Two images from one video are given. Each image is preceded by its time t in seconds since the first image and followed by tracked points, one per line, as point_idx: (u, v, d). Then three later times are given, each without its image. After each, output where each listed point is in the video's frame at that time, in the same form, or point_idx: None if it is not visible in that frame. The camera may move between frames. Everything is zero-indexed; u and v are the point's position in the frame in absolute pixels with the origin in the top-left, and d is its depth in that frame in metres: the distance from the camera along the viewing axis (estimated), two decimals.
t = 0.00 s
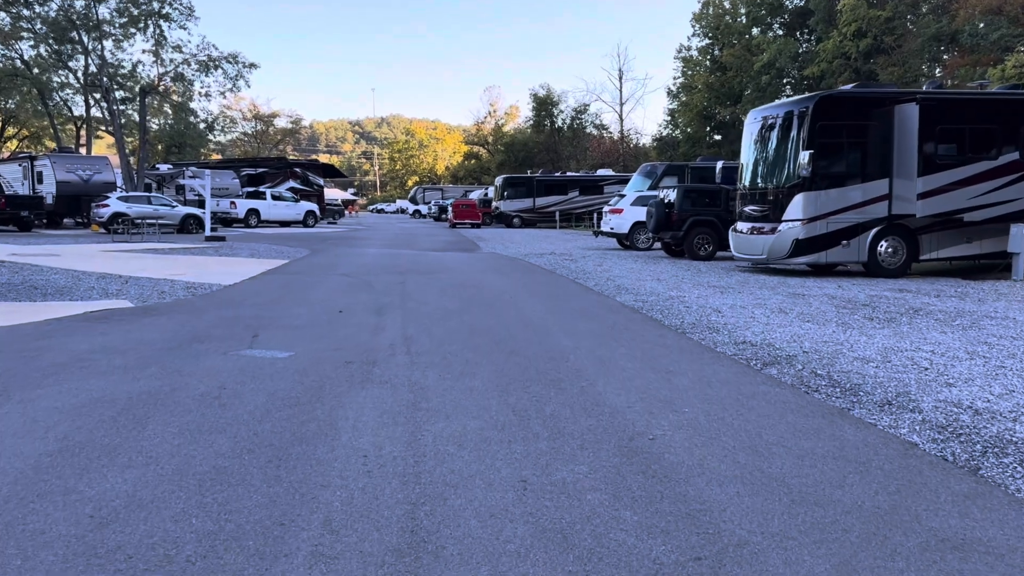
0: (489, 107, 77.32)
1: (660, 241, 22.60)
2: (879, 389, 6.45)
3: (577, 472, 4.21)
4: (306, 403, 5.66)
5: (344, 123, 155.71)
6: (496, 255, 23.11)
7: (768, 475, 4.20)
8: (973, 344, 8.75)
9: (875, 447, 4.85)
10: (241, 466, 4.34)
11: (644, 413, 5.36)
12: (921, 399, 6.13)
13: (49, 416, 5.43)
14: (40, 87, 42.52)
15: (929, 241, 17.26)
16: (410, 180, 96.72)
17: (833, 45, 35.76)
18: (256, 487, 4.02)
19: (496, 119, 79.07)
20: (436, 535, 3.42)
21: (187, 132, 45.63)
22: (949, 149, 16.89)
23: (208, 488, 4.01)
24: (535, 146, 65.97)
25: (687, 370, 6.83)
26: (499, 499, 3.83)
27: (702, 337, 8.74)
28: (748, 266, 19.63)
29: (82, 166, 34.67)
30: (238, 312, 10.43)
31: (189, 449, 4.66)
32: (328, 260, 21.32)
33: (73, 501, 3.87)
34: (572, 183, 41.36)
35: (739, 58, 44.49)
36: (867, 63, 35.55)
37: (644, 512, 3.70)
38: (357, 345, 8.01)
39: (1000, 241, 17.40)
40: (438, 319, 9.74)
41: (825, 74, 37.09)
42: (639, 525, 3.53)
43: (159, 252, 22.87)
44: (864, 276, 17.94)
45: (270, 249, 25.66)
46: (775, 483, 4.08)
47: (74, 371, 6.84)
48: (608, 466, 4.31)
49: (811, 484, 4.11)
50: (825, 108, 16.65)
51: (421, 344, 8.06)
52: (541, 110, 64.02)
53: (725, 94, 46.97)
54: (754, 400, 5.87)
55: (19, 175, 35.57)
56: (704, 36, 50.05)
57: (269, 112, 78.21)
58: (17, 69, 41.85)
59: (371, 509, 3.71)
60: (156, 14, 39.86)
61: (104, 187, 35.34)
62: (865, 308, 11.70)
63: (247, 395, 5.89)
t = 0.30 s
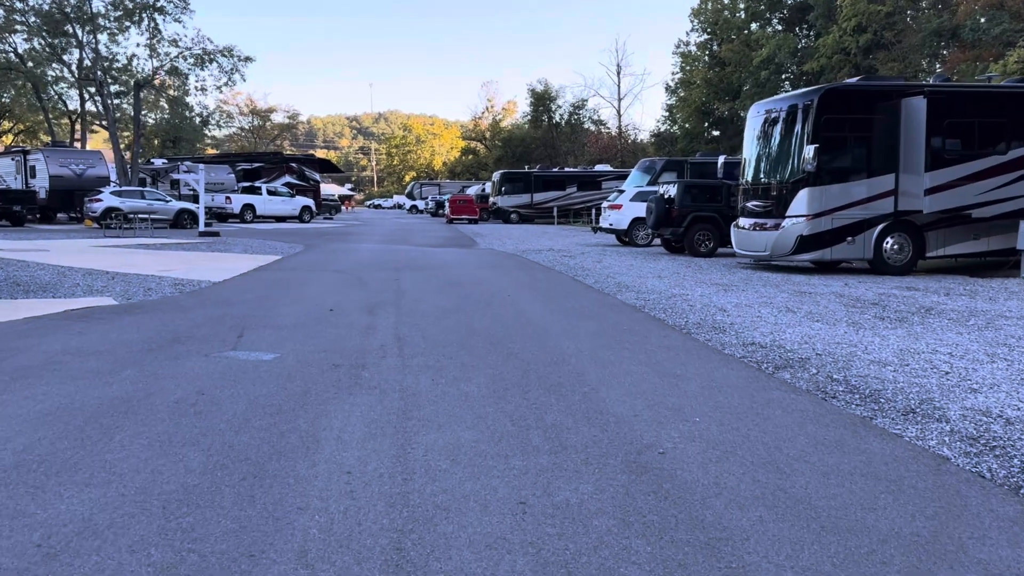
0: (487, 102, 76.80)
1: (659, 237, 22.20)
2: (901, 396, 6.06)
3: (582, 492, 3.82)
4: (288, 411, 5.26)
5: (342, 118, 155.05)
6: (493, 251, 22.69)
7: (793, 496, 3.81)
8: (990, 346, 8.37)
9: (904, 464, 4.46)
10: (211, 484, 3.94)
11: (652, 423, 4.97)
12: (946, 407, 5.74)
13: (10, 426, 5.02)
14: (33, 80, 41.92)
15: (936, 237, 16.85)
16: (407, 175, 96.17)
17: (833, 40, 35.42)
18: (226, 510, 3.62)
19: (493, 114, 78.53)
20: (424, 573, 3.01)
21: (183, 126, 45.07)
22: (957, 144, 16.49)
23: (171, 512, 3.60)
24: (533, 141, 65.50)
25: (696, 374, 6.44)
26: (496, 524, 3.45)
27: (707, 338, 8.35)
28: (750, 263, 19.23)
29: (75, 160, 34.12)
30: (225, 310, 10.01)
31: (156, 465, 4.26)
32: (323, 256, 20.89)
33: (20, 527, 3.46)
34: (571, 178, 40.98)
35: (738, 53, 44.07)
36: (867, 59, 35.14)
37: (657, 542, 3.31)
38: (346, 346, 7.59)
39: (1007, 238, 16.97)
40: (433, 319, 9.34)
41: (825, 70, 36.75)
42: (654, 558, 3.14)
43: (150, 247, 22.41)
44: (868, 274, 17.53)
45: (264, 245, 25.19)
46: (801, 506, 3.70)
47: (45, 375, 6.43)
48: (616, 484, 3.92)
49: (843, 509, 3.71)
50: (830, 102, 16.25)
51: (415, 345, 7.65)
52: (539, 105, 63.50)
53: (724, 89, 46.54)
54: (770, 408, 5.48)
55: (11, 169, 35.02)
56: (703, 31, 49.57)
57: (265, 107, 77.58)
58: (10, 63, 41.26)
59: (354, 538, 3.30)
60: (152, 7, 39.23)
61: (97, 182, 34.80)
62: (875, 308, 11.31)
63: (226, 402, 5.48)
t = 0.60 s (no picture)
0: (485, 101, 76.34)
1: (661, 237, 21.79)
2: (930, 410, 5.67)
3: (594, 527, 3.43)
4: (271, 428, 4.85)
5: (340, 116, 154.53)
6: (492, 251, 22.28)
7: (829, 533, 3.42)
8: (1013, 354, 7.98)
9: (946, 490, 4.07)
10: (181, 518, 3.54)
11: (666, 444, 4.58)
12: (980, 424, 5.35)
13: None
14: (28, 77, 41.38)
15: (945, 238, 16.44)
16: (406, 174, 95.73)
17: (833, 39, 35.05)
18: (196, 550, 3.22)
19: (492, 113, 78.05)
20: None
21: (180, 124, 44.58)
22: (967, 143, 16.10)
23: (134, 553, 3.20)
24: (532, 140, 65.06)
25: (710, 387, 6.03)
26: (499, 566, 3.07)
27: (717, 345, 7.96)
28: (755, 264, 18.83)
29: (69, 158, 33.60)
30: (213, 314, 9.60)
31: (122, 493, 3.85)
32: (319, 256, 20.44)
33: None
34: (570, 177, 40.58)
35: (738, 51, 43.64)
36: (867, 58, 34.74)
37: None
38: (337, 354, 7.18)
39: (1018, 239, 16.53)
40: (430, 323, 8.93)
41: (825, 69, 36.36)
42: None
43: (143, 246, 21.97)
44: (875, 275, 17.12)
45: (260, 244, 24.75)
46: (840, 546, 3.31)
47: (16, 386, 6.02)
48: (632, 518, 3.53)
49: (888, 548, 3.32)
50: (837, 99, 15.84)
51: (410, 353, 7.24)
52: (538, 104, 63.07)
53: (724, 88, 46.16)
54: (793, 425, 5.08)
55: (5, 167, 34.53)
56: (703, 30, 49.13)
57: (263, 105, 77.06)
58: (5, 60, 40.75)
59: None
60: (149, 4, 38.69)
61: (91, 180, 34.29)
62: (887, 312, 10.92)
63: (205, 418, 5.08)
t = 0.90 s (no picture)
0: (482, 101, 75.91)
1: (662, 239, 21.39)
2: (964, 429, 5.28)
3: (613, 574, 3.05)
4: (255, 452, 4.46)
5: (337, 116, 153.98)
6: (491, 253, 21.89)
7: None
8: None
9: (997, 524, 3.69)
10: (149, 562, 3.16)
11: (687, 470, 4.20)
12: (1020, 445, 4.97)
13: None
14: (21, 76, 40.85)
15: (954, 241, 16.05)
16: (403, 174, 95.29)
17: (832, 40, 34.73)
18: None
19: (489, 113, 77.58)
20: None
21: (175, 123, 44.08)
22: (976, 143, 15.71)
23: None
24: (529, 141, 64.64)
25: (727, 403, 5.64)
26: None
27: (730, 354, 7.57)
28: (759, 267, 18.44)
29: (62, 158, 33.11)
30: (201, 321, 9.19)
31: (85, 531, 3.46)
32: (314, 258, 20.01)
33: None
34: (568, 178, 40.20)
35: (737, 52, 43.20)
36: (866, 58, 34.37)
37: None
38: (329, 366, 6.77)
39: None
40: (427, 331, 8.52)
41: (823, 69, 36.03)
42: None
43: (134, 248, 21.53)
44: (882, 278, 16.72)
45: (254, 246, 24.31)
46: None
47: None
48: (655, 563, 3.15)
49: None
50: (844, 98, 15.45)
51: (406, 364, 6.85)
52: (536, 104, 62.67)
53: (722, 89, 45.76)
54: (819, 448, 4.70)
55: None
56: (701, 30, 48.72)
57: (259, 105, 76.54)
58: None
59: None
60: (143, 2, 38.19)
61: (85, 180, 33.81)
62: (901, 317, 10.55)
63: (184, 441, 4.68)
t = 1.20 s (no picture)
0: (481, 103, 75.55)
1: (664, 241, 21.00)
2: (1006, 446, 4.89)
3: None
4: (238, 476, 4.07)
5: (335, 118, 153.61)
6: (490, 256, 21.49)
7: None
8: None
9: None
10: None
11: (713, 496, 3.80)
12: None
13: None
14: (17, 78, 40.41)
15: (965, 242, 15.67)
16: (401, 176, 94.91)
17: (832, 40, 34.32)
18: None
19: (487, 115, 77.15)
20: None
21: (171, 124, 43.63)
22: (988, 143, 15.31)
23: None
24: (528, 142, 64.28)
25: (748, 417, 5.24)
26: None
27: (745, 361, 7.17)
28: (764, 269, 18.06)
29: (57, 160, 32.69)
30: (189, 327, 8.80)
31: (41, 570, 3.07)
32: (311, 260, 19.59)
33: None
34: (567, 179, 39.83)
35: (736, 54, 42.69)
36: (865, 60, 33.92)
37: None
38: (321, 376, 6.38)
39: None
40: (425, 338, 8.13)
41: (823, 70, 35.64)
42: None
43: (126, 250, 21.08)
44: (890, 281, 16.34)
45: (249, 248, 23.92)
46: None
47: None
48: None
49: None
50: (852, 97, 15.05)
51: (404, 374, 6.45)
52: (534, 106, 62.29)
53: (721, 91, 45.36)
54: (855, 469, 4.30)
55: None
56: (700, 31, 48.34)
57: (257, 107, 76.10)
58: None
59: None
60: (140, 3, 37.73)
61: (79, 182, 33.40)
62: (917, 322, 10.16)
63: (160, 462, 4.28)
